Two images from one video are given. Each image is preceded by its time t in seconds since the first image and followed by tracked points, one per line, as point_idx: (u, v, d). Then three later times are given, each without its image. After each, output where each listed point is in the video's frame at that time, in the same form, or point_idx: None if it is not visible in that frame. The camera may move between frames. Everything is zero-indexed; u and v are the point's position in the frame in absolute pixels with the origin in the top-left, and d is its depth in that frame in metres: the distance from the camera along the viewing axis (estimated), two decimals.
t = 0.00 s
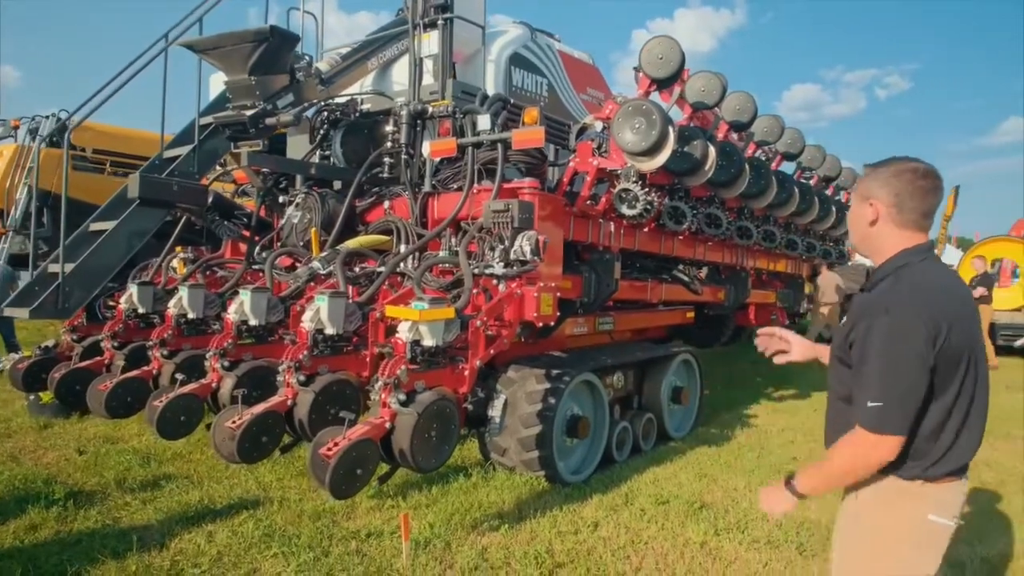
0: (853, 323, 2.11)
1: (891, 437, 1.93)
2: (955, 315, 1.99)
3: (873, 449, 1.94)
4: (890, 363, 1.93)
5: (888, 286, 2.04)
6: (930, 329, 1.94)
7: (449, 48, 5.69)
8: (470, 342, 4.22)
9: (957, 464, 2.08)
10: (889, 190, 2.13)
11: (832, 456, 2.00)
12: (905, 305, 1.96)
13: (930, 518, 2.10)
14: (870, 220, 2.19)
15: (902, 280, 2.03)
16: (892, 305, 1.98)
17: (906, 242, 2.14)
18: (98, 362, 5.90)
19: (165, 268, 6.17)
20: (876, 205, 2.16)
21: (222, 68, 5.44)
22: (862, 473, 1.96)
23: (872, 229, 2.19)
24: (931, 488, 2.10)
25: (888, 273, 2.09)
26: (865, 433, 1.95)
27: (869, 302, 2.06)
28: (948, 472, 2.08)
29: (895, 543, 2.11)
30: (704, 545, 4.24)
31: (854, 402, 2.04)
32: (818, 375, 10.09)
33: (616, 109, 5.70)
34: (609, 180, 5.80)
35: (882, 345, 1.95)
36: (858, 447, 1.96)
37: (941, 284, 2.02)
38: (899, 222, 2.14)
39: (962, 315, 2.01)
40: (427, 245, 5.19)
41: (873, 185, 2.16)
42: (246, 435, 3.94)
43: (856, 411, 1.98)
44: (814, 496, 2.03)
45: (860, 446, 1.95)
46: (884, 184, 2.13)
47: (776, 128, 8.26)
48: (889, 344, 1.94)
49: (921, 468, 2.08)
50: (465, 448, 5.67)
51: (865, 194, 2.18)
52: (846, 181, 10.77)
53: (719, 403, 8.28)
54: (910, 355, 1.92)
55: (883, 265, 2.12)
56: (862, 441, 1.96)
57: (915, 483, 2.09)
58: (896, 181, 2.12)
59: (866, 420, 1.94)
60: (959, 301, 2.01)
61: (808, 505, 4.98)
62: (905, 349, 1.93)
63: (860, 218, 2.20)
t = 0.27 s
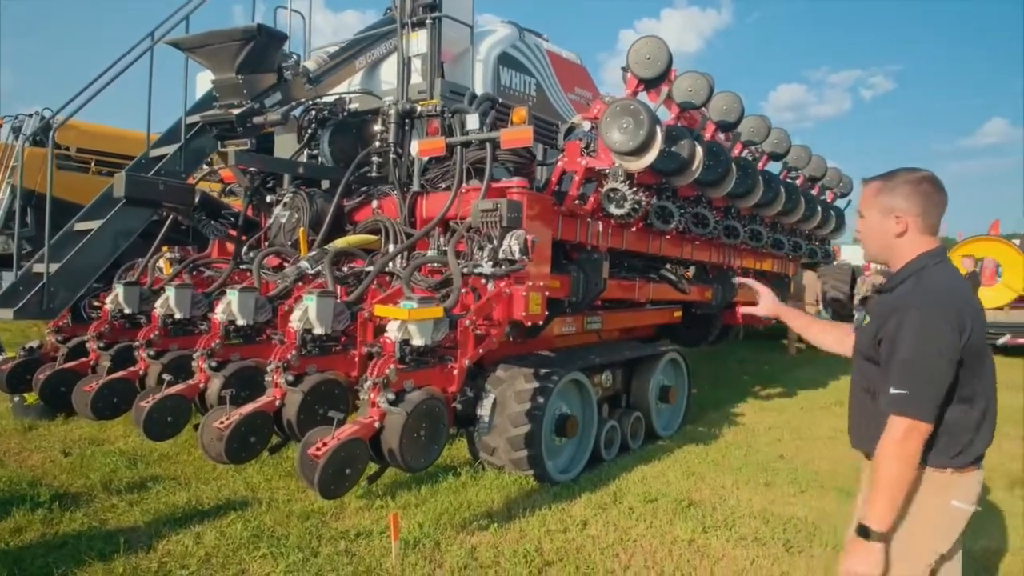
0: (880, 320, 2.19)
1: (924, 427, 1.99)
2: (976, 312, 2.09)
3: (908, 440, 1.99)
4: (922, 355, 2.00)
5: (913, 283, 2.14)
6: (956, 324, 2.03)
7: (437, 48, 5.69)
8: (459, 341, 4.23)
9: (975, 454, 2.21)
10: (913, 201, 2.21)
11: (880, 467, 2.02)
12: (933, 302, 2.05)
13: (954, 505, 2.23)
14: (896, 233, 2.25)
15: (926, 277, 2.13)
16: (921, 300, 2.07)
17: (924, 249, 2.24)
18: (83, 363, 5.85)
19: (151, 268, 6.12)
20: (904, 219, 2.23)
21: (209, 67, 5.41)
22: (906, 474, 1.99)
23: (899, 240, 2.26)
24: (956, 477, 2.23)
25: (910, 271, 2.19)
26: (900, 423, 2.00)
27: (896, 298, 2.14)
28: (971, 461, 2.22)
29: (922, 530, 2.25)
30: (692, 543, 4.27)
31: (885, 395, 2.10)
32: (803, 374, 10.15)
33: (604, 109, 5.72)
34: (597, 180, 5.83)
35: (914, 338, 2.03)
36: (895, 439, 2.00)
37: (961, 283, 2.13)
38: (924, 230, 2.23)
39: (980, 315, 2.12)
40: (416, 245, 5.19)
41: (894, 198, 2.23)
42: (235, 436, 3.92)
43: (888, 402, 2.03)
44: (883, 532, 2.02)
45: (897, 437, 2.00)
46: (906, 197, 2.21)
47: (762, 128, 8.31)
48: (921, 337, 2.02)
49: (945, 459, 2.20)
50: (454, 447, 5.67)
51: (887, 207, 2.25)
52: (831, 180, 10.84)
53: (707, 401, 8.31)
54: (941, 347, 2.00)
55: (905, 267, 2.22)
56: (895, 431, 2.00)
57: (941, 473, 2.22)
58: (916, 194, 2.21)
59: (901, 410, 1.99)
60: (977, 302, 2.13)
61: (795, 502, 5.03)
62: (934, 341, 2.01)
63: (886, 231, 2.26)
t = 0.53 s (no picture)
0: (906, 315, 2.22)
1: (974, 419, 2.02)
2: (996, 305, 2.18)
3: (959, 433, 2.01)
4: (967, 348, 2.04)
5: (937, 278, 2.19)
6: (988, 316, 2.10)
7: (427, 47, 5.70)
8: (448, 340, 4.24)
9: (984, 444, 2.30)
10: (914, 202, 2.28)
11: (937, 462, 2.01)
12: (964, 295, 2.11)
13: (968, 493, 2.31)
14: (898, 232, 2.33)
15: (949, 273, 2.19)
16: (953, 295, 2.12)
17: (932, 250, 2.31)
18: (69, 363, 5.81)
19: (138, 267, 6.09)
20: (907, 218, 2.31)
21: (197, 65, 5.39)
22: (962, 469, 2.00)
23: (901, 239, 2.34)
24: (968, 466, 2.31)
25: (928, 267, 2.25)
26: (953, 417, 2.01)
27: (924, 293, 2.18)
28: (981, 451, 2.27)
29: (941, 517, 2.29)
30: (681, 540, 4.29)
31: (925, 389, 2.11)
32: (789, 373, 10.22)
33: (593, 109, 5.74)
34: (586, 180, 5.85)
35: (955, 332, 2.07)
36: (948, 433, 2.02)
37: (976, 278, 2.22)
38: (926, 230, 2.30)
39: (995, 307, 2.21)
40: (405, 244, 5.20)
41: (896, 198, 2.31)
42: (223, 435, 3.91)
43: (937, 395, 2.04)
44: (943, 526, 2.00)
45: (949, 431, 2.02)
46: (910, 197, 2.28)
47: (750, 129, 8.36)
48: (962, 330, 2.06)
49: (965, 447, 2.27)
50: (444, 446, 5.68)
51: (890, 207, 2.32)
52: (817, 181, 10.91)
53: (695, 400, 8.35)
54: (981, 341, 2.05)
55: (920, 263, 2.28)
56: (950, 427, 2.02)
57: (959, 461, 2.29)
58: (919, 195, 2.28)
59: (953, 404, 2.01)
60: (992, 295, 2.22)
61: (782, 499, 5.07)
62: (973, 334, 2.06)
63: (888, 230, 2.34)
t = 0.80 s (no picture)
0: (910, 318, 2.23)
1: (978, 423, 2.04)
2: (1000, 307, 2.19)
3: (963, 437, 2.03)
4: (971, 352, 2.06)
5: (940, 280, 2.20)
6: (991, 319, 2.12)
7: (415, 47, 5.69)
8: (437, 340, 4.24)
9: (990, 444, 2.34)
10: (909, 203, 2.31)
11: (946, 469, 2.03)
12: (968, 298, 2.13)
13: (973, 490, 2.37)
14: (889, 231, 2.37)
15: (952, 274, 2.20)
16: (956, 298, 2.13)
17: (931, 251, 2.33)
18: (55, 364, 5.76)
19: (124, 268, 6.05)
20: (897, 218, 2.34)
21: (184, 64, 5.36)
22: (969, 473, 2.02)
23: (893, 238, 2.37)
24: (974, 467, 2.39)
25: (932, 268, 2.26)
26: (955, 422, 2.04)
27: (927, 296, 2.20)
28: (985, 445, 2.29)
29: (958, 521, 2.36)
30: (669, 539, 4.31)
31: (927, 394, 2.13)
32: (776, 372, 10.27)
33: (581, 109, 5.75)
34: (574, 180, 5.86)
35: (958, 336, 2.08)
36: (952, 438, 2.04)
37: (978, 279, 2.23)
38: (916, 232, 2.32)
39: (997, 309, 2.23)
40: (394, 244, 5.19)
41: (891, 199, 2.34)
42: (211, 436, 3.89)
43: (941, 400, 2.06)
44: (960, 533, 2.01)
45: (953, 436, 2.04)
46: (908, 198, 2.31)
47: (737, 129, 8.39)
48: (966, 334, 2.07)
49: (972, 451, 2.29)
50: (432, 447, 5.67)
51: (884, 207, 2.36)
52: (803, 181, 10.98)
53: (683, 400, 8.38)
54: (984, 344, 2.07)
55: (924, 263, 2.29)
56: (955, 433, 2.04)
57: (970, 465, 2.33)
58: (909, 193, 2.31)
59: (958, 409, 2.03)
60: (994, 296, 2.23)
61: (770, 497, 5.10)
62: (978, 337, 2.08)
63: (882, 229, 2.38)
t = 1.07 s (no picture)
0: (917, 319, 2.24)
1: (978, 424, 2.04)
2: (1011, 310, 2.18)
3: (961, 438, 2.04)
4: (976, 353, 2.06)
5: (949, 281, 2.21)
6: (1000, 322, 2.11)
7: (407, 46, 5.68)
8: (429, 339, 4.24)
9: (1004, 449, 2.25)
10: (928, 201, 2.28)
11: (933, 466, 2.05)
12: (977, 300, 2.13)
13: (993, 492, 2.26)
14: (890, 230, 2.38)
15: (961, 276, 2.20)
16: (965, 299, 2.14)
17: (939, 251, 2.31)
18: (43, 364, 5.72)
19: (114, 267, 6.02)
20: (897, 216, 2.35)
21: (173, 62, 5.31)
22: (958, 473, 2.03)
23: (891, 236, 2.38)
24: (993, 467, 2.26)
25: (941, 269, 2.26)
26: (954, 422, 2.04)
27: (935, 297, 2.20)
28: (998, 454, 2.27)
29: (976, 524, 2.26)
30: (661, 537, 4.31)
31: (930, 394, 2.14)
32: (767, 371, 10.31)
33: (573, 108, 5.75)
34: (566, 179, 5.86)
35: (965, 337, 2.09)
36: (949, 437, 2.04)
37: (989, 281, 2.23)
38: (910, 232, 2.32)
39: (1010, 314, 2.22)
40: (385, 243, 5.18)
41: (890, 198, 2.35)
42: (201, 436, 3.87)
43: (941, 400, 2.07)
44: (928, 527, 2.05)
45: (949, 436, 2.05)
46: (917, 197, 2.29)
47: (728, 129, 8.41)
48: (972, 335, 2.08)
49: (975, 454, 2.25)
50: (425, 446, 5.66)
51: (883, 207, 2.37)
52: (794, 181, 11.02)
53: (674, 398, 8.40)
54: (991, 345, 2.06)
55: (934, 265, 2.29)
56: (952, 434, 2.05)
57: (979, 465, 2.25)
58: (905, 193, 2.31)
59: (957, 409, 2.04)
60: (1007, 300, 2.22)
61: (760, 495, 5.12)
62: (985, 339, 2.07)
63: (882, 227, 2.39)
